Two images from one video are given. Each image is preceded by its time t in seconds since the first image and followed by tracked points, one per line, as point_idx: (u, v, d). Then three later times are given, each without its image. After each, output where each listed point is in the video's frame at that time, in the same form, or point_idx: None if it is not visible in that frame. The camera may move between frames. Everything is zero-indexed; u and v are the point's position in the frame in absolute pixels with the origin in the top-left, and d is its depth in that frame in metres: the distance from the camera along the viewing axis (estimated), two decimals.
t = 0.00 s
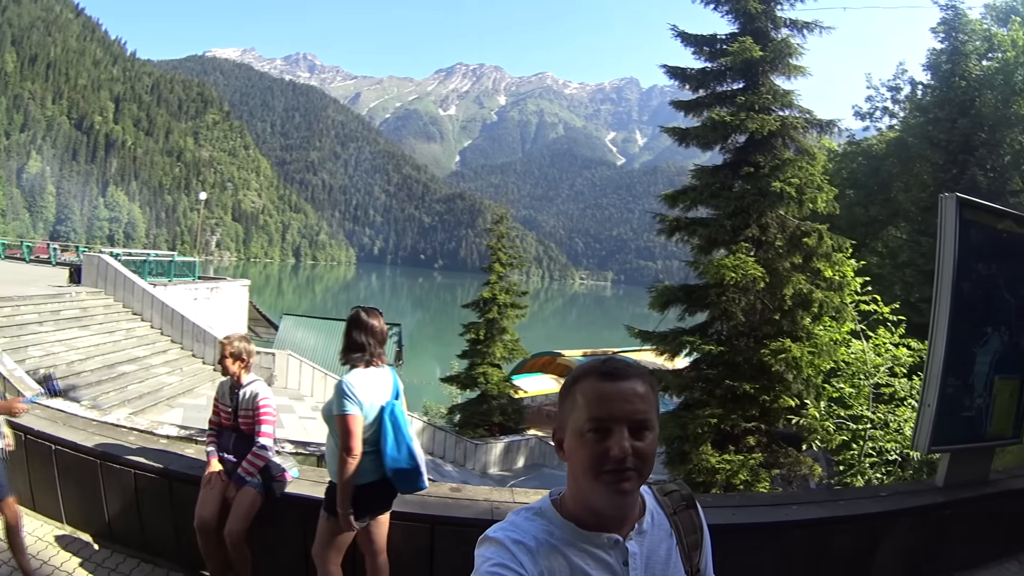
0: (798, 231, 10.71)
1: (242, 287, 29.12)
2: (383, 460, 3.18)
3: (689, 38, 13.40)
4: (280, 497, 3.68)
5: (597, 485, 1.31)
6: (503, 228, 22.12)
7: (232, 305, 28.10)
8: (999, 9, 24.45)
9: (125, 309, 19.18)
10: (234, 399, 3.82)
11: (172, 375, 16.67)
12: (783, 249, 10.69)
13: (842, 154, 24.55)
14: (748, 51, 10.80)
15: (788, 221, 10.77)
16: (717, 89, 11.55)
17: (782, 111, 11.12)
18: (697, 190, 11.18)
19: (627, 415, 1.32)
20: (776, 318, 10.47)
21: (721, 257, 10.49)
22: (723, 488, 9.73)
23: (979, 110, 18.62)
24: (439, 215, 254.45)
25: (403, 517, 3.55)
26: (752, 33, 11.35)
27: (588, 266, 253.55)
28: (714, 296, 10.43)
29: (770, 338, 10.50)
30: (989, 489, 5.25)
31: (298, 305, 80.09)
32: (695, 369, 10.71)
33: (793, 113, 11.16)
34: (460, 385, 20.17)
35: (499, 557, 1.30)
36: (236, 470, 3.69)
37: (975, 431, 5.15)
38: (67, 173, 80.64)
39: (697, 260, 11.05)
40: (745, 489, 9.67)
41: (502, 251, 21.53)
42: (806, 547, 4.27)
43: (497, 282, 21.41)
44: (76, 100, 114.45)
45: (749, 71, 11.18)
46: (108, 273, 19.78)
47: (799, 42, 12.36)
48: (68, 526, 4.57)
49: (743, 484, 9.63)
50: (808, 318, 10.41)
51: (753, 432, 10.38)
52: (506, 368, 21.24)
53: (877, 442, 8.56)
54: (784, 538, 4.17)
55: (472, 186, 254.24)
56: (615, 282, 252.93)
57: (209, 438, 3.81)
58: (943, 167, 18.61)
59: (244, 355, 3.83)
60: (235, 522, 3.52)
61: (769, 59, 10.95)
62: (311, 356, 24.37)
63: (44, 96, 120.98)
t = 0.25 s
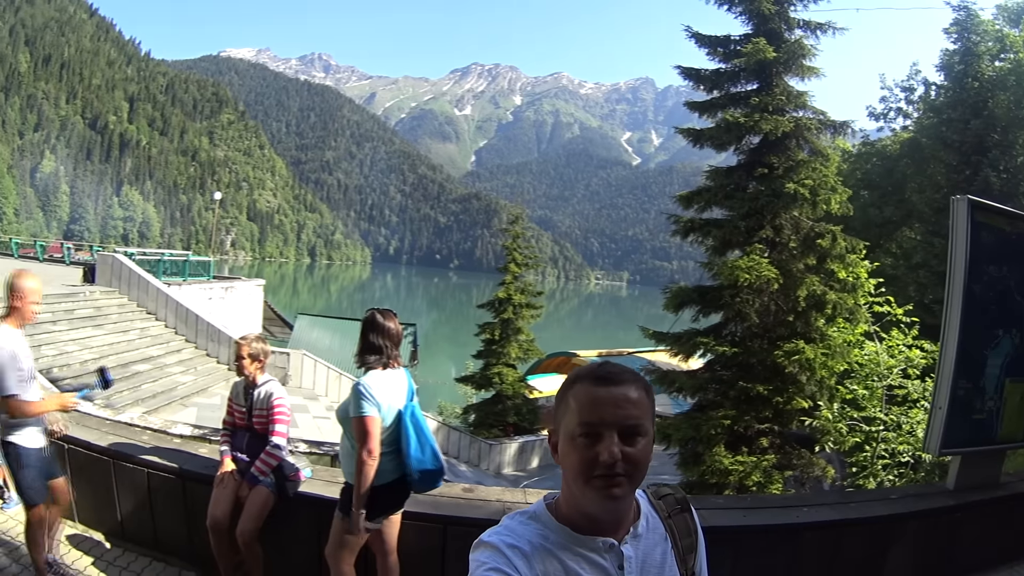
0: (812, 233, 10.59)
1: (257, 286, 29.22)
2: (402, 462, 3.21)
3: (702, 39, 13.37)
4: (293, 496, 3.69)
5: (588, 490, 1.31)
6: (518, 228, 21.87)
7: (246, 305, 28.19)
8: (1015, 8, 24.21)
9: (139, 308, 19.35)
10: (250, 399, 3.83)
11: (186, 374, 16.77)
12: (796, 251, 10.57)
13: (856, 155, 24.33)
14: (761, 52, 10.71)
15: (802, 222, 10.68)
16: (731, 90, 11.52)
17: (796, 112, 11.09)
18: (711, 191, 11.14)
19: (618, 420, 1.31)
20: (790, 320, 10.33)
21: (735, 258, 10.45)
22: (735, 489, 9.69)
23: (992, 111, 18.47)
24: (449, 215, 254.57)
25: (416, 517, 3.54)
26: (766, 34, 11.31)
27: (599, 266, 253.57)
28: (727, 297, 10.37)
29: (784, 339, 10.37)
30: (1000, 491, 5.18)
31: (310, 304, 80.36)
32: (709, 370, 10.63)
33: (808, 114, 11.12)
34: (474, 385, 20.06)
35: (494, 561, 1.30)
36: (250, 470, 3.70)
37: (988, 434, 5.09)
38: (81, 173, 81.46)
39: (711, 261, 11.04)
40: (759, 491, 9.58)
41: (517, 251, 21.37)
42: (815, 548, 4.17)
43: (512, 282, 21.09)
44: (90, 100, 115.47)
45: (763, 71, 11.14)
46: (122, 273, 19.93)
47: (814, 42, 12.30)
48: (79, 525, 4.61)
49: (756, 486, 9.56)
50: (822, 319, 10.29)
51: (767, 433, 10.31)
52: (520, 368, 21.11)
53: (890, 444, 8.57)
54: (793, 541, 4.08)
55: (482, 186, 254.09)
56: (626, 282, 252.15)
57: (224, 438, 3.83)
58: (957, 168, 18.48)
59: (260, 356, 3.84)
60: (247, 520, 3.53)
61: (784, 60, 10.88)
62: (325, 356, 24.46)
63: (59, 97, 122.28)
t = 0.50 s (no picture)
0: (826, 231, 10.55)
1: (273, 287, 29.31)
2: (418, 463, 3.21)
3: (715, 38, 13.32)
4: (308, 496, 3.70)
5: (584, 490, 1.31)
6: (535, 228, 21.94)
7: (262, 307, 28.31)
8: None
9: (154, 310, 19.48)
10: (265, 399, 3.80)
11: (202, 375, 16.87)
12: (811, 250, 10.51)
13: (870, 153, 24.09)
14: (775, 51, 10.69)
15: (816, 221, 10.64)
16: (744, 89, 11.49)
17: (810, 110, 11.00)
18: (726, 190, 11.08)
19: (614, 421, 1.30)
20: (805, 319, 10.32)
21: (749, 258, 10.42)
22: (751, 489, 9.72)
23: (1006, 108, 18.28)
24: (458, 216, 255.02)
25: (430, 517, 3.51)
26: (778, 33, 11.27)
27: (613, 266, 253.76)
28: (743, 297, 10.39)
29: (799, 338, 10.35)
30: (1013, 491, 5.02)
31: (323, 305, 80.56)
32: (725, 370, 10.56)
33: (821, 112, 11.06)
34: (491, 386, 20.20)
35: (492, 561, 1.30)
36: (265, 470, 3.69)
37: (1000, 433, 4.92)
38: (95, 177, 82.23)
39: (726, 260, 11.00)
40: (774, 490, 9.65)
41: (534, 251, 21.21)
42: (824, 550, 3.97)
43: (529, 282, 21.19)
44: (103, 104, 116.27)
45: (776, 70, 11.09)
46: (136, 275, 20.07)
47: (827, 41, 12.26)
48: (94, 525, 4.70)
49: (770, 485, 9.63)
50: (837, 318, 10.29)
51: (782, 433, 10.31)
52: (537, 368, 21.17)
53: (904, 443, 8.44)
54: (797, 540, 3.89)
55: (491, 187, 254.20)
56: (636, 282, 251.63)
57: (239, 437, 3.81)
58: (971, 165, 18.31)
59: (277, 356, 3.79)
60: (263, 521, 3.53)
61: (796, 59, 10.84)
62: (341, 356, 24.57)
63: (72, 101, 123.45)
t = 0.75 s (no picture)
0: (840, 228, 10.54)
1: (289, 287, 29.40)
2: (433, 461, 3.20)
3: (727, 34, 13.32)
4: (323, 495, 3.74)
5: (587, 489, 1.30)
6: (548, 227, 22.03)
7: (277, 307, 28.40)
8: None
9: (168, 310, 19.60)
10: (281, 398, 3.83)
11: (217, 375, 16.95)
12: (825, 247, 10.53)
13: (885, 150, 23.92)
14: (788, 47, 10.74)
15: (831, 217, 10.59)
16: (758, 85, 11.50)
17: (823, 106, 10.96)
18: (740, 187, 11.08)
19: (616, 420, 1.30)
20: (819, 316, 10.33)
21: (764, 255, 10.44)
22: (766, 486, 9.76)
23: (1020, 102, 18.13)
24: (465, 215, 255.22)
25: (444, 516, 3.50)
26: (790, 29, 11.24)
27: (625, 263, 254.04)
28: (758, 294, 10.41)
29: (814, 335, 10.35)
30: None
31: (335, 305, 80.79)
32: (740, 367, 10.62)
33: (835, 108, 11.01)
34: (507, 384, 20.32)
35: (494, 562, 1.30)
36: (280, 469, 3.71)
37: (1019, 431, 4.48)
38: (106, 179, 82.82)
39: (740, 258, 10.99)
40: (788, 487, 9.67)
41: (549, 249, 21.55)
42: (835, 550, 3.74)
43: (544, 281, 21.33)
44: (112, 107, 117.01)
45: (789, 67, 11.09)
46: (150, 275, 20.18)
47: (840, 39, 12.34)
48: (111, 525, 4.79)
49: (786, 482, 9.64)
50: (852, 315, 10.24)
51: (797, 429, 10.27)
52: (554, 366, 21.25)
53: (918, 440, 8.45)
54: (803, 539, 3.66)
55: (496, 186, 254.33)
56: (644, 280, 251.19)
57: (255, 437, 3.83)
58: (983, 161, 18.20)
59: (295, 357, 3.84)
60: (278, 519, 3.53)
61: (808, 55, 10.88)
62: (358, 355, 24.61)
63: (82, 103, 124.18)
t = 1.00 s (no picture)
0: (854, 225, 10.49)
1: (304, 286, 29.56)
2: (446, 458, 3.21)
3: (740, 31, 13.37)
4: (338, 492, 3.76)
5: (587, 486, 1.31)
6: (564, 226, 22.75)
7: (292, 305, 28.55)
8: None
9: (184, 309, 19.74)
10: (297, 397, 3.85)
11: (232, 374, 17.05)
12: (840, 244, 10.52)
13: (899, 147, 23.74)
14: (800, 45, 10.73)
15: (844, 215, 10.54)
16: (771, 83, 11.51)
17: (836, 104, 10.95)
18: (755, 184, 11.13)
19: (616, 417, 1.31)
20: (834, 313, 10.34)
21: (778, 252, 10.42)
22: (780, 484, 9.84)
23: None
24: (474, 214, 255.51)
25: (457, 512, 3.50)
26: (802, 26, 11.26)
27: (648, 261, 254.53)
28: (772, 291, 10.40)
29: (828, 333, 10.40)
30: None
31: (347, 304, 81.08)
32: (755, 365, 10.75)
33: (849, 105, 10.97)
34: (522, 382, 20.45)
35: (493, 560, 1.30)
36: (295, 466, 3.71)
37: None
38: (121, 178, 83.69)
39: (754, 255, 11.01)
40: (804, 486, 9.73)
41: (564, 247, 22.02)
42: (845, 548, 3.64)
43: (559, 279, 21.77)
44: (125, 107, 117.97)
45: (802, 64, 11.10)
46: (165, 274, 20.38)
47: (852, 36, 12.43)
48: (124, 523, 4.88)
49: (801, 481, 9.69)
50: (866, 312, 10.25)
51: (812, 428, 10.32)
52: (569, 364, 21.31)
53: (931, 438, 8.40)
54: (812, 537, 3.57)
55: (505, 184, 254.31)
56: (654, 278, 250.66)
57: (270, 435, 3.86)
58: (998, 158, 18.07)
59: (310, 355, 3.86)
60: (293, 516, 3.54)
61: (821, 52, 10.87)
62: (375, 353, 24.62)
63: (95, 103, 125.30)
